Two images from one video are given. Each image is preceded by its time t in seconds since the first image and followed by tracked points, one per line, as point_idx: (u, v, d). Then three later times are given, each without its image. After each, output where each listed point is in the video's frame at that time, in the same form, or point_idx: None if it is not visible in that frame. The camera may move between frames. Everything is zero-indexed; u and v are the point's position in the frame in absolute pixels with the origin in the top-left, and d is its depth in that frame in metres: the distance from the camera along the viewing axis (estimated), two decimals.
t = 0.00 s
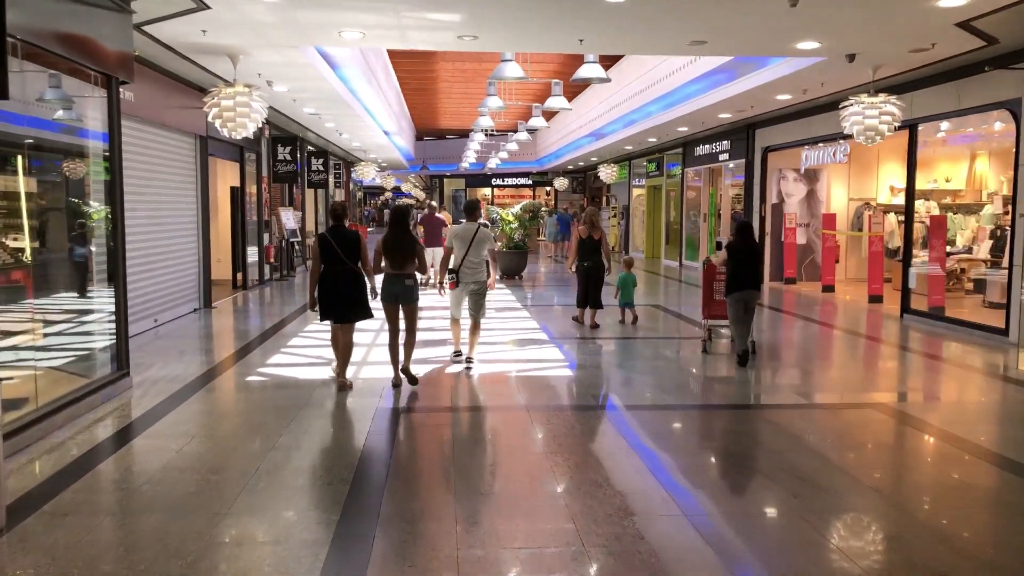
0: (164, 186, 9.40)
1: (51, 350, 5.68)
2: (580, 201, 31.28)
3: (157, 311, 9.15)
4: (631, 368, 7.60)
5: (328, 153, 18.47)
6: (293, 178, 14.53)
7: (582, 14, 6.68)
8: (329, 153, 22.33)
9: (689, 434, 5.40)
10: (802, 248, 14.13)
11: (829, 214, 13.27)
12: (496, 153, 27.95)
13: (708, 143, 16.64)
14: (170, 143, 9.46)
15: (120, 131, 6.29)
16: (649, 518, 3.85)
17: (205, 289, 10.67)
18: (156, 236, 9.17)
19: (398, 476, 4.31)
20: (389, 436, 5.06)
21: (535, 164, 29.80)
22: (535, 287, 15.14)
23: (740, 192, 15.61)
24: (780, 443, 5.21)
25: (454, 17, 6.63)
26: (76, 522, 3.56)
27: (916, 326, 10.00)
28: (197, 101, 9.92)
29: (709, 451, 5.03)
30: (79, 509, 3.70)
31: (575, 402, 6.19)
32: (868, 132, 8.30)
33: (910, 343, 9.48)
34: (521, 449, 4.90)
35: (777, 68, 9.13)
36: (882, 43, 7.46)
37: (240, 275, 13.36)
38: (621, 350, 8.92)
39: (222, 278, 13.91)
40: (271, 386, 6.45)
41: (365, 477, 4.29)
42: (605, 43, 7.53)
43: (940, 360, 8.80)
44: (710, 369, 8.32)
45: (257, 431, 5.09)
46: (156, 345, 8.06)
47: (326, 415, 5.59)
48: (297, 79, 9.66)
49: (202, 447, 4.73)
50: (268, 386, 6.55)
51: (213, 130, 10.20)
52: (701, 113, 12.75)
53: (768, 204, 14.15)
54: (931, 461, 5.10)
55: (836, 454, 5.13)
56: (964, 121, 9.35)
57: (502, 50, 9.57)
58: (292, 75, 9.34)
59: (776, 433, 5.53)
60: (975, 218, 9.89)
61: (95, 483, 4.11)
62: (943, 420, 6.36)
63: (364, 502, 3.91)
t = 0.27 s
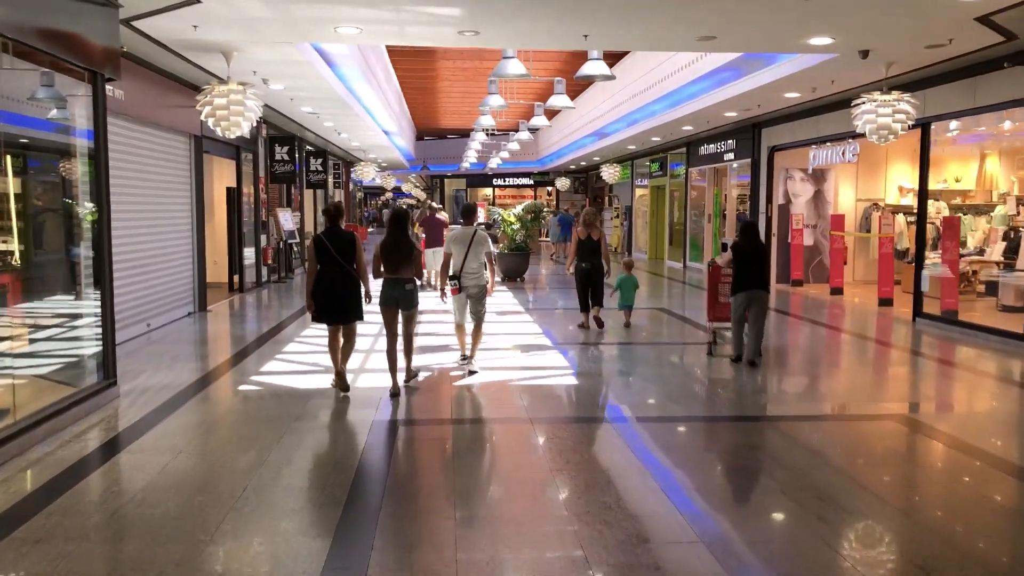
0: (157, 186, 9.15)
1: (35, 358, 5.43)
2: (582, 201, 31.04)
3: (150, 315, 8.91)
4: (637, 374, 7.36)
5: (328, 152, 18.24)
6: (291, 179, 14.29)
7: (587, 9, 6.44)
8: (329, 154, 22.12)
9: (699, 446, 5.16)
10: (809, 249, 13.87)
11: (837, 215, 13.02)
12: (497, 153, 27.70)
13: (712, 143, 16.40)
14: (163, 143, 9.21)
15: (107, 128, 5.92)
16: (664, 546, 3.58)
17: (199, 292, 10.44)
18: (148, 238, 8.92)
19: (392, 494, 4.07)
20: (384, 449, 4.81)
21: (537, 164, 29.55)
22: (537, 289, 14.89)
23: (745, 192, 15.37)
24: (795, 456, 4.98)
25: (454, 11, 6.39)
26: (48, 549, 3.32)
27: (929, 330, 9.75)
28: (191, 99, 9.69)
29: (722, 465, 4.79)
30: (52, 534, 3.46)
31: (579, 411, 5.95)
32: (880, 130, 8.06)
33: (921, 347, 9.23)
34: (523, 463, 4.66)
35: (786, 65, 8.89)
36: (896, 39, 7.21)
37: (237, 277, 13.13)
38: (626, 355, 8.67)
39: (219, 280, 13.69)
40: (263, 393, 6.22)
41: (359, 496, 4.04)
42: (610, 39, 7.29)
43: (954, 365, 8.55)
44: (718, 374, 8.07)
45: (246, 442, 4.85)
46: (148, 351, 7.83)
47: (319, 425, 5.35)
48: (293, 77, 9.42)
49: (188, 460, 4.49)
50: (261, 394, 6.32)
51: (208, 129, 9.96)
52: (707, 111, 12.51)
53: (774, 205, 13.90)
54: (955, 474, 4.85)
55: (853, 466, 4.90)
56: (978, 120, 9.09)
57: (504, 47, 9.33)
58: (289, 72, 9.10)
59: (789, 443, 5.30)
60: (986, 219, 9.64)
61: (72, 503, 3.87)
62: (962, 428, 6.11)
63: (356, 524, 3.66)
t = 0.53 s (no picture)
0: (153, 199, 8.94)
1: (16, 378, 5.26)
2: (584, 217, 30.87)
3: (144, 332, 8.68)
4: (644, 393, 7.13)
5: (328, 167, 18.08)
6: (291, 193, 14.11)
7: (594, 17, 6.25)
8: (330, 168, 21.98)
9: (714, 466, 4.92)
10: (817, 264, 13.69)
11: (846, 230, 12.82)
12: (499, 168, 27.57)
13: (717, 157, 16.21)
14: (158, 155, 9.01)
15: (97, 140, 5.65)
16: None
17: (196, 308, 10.23)
18: (143, 254, 8.70)
19: (391, 523, 3.83)
20: (383, 472, 4.58)
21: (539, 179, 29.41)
22: (540, 305, 14.67)
23: (751, 207, 15.18)
24: (813, 476, 4.73)
25: (457, 19, 6.20)
26: None
27: (943, 348, 9.52)
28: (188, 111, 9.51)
29: (738, 489, 4.55)
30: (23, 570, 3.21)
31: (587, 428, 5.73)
32: (894, 143, 7.87)
33: (935, 365, 8.99)
34: (529, 486, 4.42)
35: (797, 78, 8.70)
36: (911, 48, 7.02)
37: (235, 293, 12.93)
38: (633, 372, 8.44)
39: (217, 296, 13.48)
40: (258, 412, 5.99)
41: (355, 524, 3.80)
42: (618, 48, 7.10)
43: (969, 382, 8.32)
44: (727, 391, 7.85)
45: (238, 465, 4.61)
46: (141, 369, 7.60)
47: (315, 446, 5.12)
48: (293, 89, 9.24)
49: (176, 485, 4.26)
50: (257, 412, 6.08)
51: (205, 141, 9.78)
52: (713, 125, 12.33)
53: (781, 219, 13.69)
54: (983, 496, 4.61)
55: (874, 486, 4.65)
56: (994, 131, 8.89)
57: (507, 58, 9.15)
58: (288, 84, 8.92)
59: (805, 460, 5.06)
60: (996, 234, 9.58)
61: (49, 535, 3.62)
62: (985, 448, 5.87)
63: (352, 557, 3.42)
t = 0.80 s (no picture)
0: (147, 211, 8.69)
1: (5, 398, 4.88)
2: (587, 228, 30.62)
3: (136, 347, 8.41)
4: (655, 413, 6.85)
5: (328, 179, 17.86)
6: (290, 205, 13.87)
7: (602, 22, 6.00)
8: (331, 180, 21.75)
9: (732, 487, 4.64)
10: (826, 277, 13.42)
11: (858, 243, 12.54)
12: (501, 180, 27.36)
13: (723, 168, 15.97)
14: (152, 166, 8.76)
15: (84, 149, 5.40)
16: None
17: (191, 323, 9.98)
18: (136, 267, 8.44)
19: (393, 557, 3.55)
20: (381, 500, 4.29)
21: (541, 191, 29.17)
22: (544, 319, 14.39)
23: (758, 219, 14.93)
24: (837, 496, 4.43)
25: (459, 24, 5.95)
26: None
27: (960, 365, 9.23)
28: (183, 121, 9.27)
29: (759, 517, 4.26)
30: None
31: (596, 450, 5.45)
32: (911, 153, 7.59)
33: (954, 382, 8.70)
34: (537, 513, 4.14)
35: (811, 88, 8.46)
36: (930, 54, 6.77)
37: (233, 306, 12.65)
38: (641, 389, 8.16)
39: (214, 309, 13.22)
40: (251, 433, 5.72)
41: (350, 561, 3.51)
42: (627, 55, 6.85)
43: (990, 400, 8.02)
44: (740, 408, 7.56)
45: (227, 491, 4.33)
46: (132, 387, 7.33)
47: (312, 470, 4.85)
48: (292, 99, 9.00)
49: (160, 514, 3.98)
50: (251, 432, 5.80)
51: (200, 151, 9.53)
52: (720, 135, 12.09)
53: (790, 231, 13.43)
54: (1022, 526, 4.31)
55: (904, 507, 4.34)
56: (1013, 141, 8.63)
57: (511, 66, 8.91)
58: (286, 93, 8.68)
59: (825, 477, 4.77)
60: (1010, 247, 9.46)
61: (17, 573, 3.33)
62: (1015, 471, 5.57)
63: None
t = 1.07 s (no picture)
0: (140, 215, 8.47)
1: None
2: (589, 234, 30.43)
3: (128, 355, 8.18)
4: (663, 423, 6.62)
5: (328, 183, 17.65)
6: (288, 210, 13.66)
7: (609, 19, 5.78)
8: (331, 184, 21.55)
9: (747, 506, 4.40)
10: (833, 283, 13.20)
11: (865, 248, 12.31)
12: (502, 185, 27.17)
13: (728, 172, 15.76)
14: (145, 169, 8.54)
15: (67, 150, 5.18)
16: None
17: (186, 331, 9.76)
18: (128, 273, 8.21)
19: None
20: (377, 518, 4.06)
21: (542, 196, 28.98)
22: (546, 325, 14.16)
23: (763, 224, 14.71)
24: (859, 514, 4.18)
25: (460, 20, 5.72)
26: None
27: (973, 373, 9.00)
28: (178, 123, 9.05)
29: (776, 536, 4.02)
30: None
31: (604, 463, 5.21)
32: (925, 155, 7.37)
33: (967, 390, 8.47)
34: (541, 533, 3.90)
35: (820, 87, 8.25)
36: (947, 53, 6.55)
37: (229, 312, 12.42)
38: (647, 398, 7.93)
39: (211, 315, 12.99)
40: (242, 445, 5.48)
41: None
42: (633, 54, 6.63)
43: (1005, 409, 7.79)
44: (749, 417, 7.33)
45: (213, 508, 4.10)
46: (122, 396, 7.09)
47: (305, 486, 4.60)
48: (288, 100, 8.80)
49: (140, 535, 3.75)
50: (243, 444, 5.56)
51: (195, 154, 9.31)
52: (726, 139, 11.87)
53: (797, 236, 13.20)
54: None
55: (933, 522, 4.08)
56: None
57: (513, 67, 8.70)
58: (282, 95, 8.47)
59: (845, 490, 4.52)
60: None
61: None
62: None
63: None
